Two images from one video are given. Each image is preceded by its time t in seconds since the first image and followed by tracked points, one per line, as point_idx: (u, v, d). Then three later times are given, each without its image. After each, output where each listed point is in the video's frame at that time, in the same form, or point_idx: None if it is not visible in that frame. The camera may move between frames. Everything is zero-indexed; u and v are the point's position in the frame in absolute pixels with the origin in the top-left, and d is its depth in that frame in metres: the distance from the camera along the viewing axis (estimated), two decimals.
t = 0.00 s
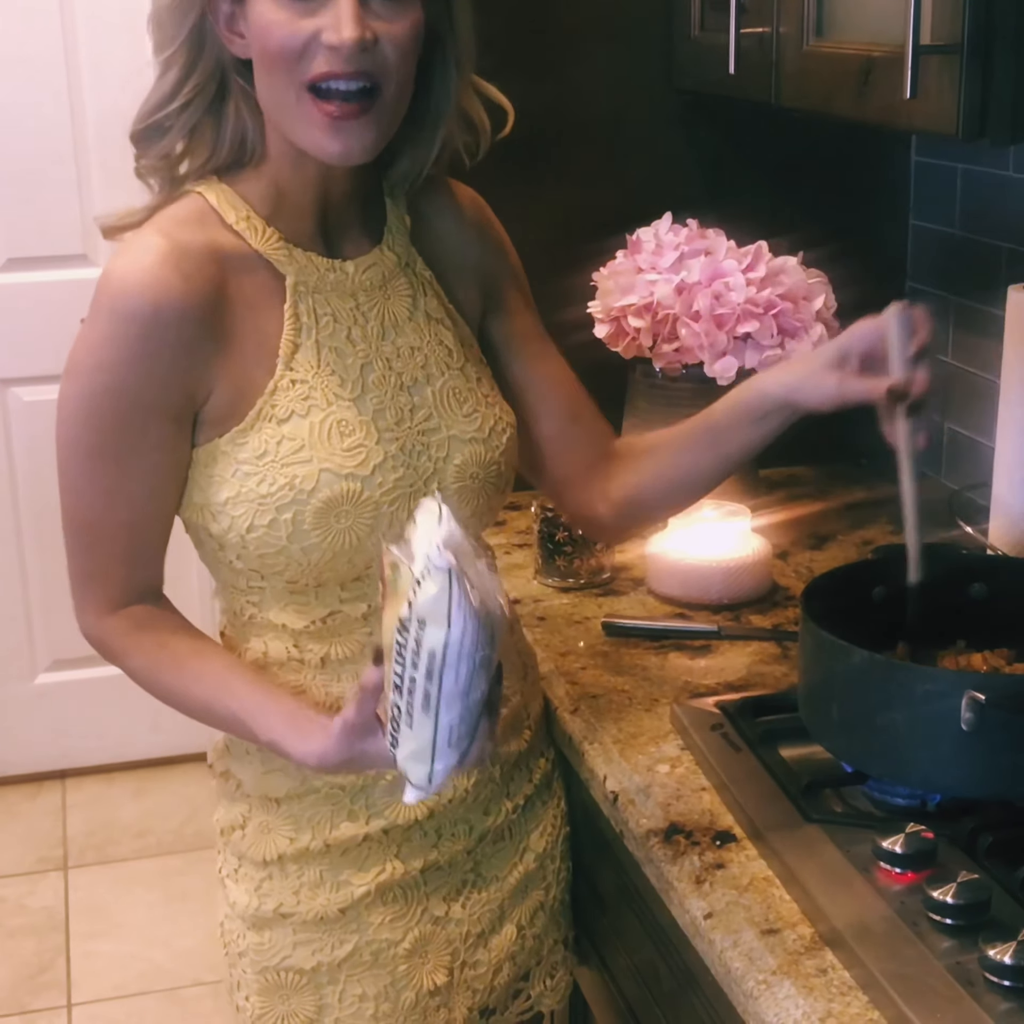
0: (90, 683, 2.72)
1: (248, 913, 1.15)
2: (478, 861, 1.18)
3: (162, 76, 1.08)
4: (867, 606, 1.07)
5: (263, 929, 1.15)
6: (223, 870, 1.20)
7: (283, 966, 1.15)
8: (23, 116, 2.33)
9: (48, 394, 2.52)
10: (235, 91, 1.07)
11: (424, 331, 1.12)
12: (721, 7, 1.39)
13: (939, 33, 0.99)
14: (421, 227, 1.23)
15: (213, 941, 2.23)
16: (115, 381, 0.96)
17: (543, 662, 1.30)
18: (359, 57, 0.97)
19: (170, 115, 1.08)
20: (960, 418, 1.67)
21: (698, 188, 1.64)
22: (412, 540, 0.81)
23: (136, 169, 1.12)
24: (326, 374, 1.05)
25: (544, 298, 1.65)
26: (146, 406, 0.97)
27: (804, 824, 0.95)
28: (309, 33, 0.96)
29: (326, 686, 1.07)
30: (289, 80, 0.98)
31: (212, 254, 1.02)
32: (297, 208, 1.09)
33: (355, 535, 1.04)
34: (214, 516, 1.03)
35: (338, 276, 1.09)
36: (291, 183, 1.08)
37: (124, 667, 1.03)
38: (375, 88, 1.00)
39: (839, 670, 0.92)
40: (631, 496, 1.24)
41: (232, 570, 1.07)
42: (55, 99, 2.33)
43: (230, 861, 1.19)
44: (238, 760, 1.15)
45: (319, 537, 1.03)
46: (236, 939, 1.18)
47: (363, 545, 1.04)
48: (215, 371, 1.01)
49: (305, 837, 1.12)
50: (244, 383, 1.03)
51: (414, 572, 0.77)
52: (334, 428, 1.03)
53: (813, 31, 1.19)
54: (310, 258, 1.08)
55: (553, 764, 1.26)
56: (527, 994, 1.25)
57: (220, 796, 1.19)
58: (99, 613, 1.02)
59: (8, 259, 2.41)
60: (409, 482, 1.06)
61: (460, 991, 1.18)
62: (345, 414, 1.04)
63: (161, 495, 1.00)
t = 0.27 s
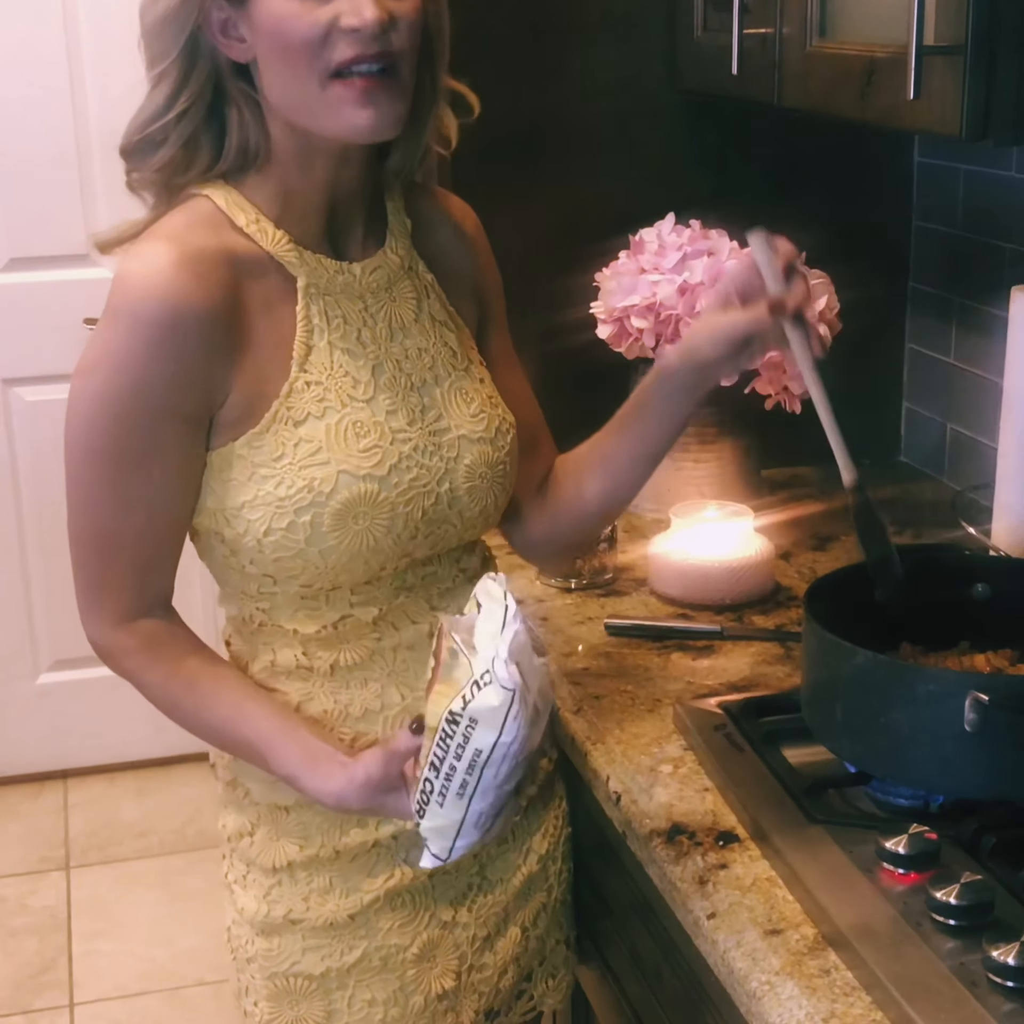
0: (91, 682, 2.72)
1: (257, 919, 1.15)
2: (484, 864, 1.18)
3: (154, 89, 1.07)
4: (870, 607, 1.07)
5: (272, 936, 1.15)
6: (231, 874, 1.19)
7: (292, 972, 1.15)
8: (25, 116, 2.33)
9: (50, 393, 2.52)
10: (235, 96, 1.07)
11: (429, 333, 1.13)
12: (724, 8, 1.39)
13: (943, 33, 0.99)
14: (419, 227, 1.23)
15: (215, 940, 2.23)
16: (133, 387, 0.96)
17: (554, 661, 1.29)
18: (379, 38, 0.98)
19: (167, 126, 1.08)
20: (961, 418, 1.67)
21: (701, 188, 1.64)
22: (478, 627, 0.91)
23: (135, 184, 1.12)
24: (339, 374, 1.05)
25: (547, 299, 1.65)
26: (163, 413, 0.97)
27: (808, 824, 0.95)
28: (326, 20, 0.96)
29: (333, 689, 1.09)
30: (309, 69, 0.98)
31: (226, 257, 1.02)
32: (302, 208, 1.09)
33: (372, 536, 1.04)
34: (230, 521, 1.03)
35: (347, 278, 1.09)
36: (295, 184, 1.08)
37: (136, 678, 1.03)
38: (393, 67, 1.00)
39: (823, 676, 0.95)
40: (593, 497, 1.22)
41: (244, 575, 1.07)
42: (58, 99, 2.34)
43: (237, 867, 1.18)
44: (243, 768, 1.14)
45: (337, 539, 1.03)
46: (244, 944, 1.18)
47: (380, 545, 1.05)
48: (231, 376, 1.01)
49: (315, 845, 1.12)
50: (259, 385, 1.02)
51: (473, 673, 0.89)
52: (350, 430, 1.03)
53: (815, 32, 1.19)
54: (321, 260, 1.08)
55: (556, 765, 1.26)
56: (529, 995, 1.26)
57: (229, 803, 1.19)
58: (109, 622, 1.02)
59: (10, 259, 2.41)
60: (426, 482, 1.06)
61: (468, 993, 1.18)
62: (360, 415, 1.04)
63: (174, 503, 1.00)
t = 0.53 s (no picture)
0: (90, 682, 2.71)
1: (258, 922, 1.14)
2: (486, 863, 1.18)
3: (141, 81, 1.07)
4: (869, 607, 1.07)
5: (274, 937, 1.15)
6: (231, 877, 1.19)
7: (296, 974, 1.14)
8: (24, 115, 2.33)
9: (49, 392, 2.52)
10: (220, 88, 1.07)
11: (420, 326, 1.12)
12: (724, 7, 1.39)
13: (943, 32, 0.99)
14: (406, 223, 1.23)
15: (213, 940, 2.23)
16: (126, 389, 0.95)
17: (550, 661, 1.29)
18: (373, 49, 0.98)
19: (154, 118, 1.08)
20: (961, 418, 1.67)
21: (701, 188, 1.64)
22: (492, 607, 0.87)
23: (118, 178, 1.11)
24: (329, 368, 1.05)
25: (546, 298, 1.64)
26: (157, 412, 0.97)
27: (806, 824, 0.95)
28: (321, 29, 0.96)
29: (334, 689, 1.09)
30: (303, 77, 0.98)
31: (208, 256, 1.02)
32: (297, 206, 1.09)
33: (368, 530, 1.04)
34: (225, 520, 1.03)
35: (334, 274, 1.09)
36: (291, 183, 1.08)
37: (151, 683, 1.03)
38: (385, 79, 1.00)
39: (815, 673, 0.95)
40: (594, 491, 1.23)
41: (243, 574, 1.07)
42: (58, 98, 2.33)
43: (238, 869, 1.18)
44: (245, 769, 1.14)
45: (333, 533, 1.03)
46: (246, 947, 1.17)
47: (376, 539, 1.05)
48: (223, 373, 1.01)
49: (317, 845, 1.12)
50: (250, 381, 1.02)
51: (484, 655, 0.83)
52: (343, 424, 1.03)
53: (815, 31, 1.19)
54: (306, 256, 1.08)
55: (556, 765, 1.26)
56: (531, 995, 1.26)
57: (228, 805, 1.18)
58: (126, 629, 1.02)
59: (10, 258, 2.41)
60: (421, 475, 1.06)
61: (471, 994, 1.18)
62: (352, 409, 1.04)
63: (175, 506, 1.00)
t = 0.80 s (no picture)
0: (88, 682, 2.71)
1: (255, 923, 1.14)
2: (483, 863, 1.18)
3: (141, 85, 1.07)
4: (868, 607, 1.06)
5: (271, 938, 1.14)
6: (228, 880, 1.19)
7: (292, 975, 1.14)
8: (23, 115, 2.33)
9: (47, 392, 2.51)
10: (218, 92, 1.07)
11: (415, 324, 1.12)
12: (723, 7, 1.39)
13: (942, 33, 0.99)
14: (401, 222, 1.23)
15: (212, 940, 2.22)
16: (120, 383, 0.95)
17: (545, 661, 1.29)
18: (373, 77, 0.97)
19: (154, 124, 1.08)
20: (960, 418, 1.67)
21: (700, 188, 1.64)
22: (543, 605, 0.80)
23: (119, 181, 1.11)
24: (325, 365, 1.05)
25: (545, 298, 1.64)
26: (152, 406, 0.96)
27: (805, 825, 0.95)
28: (321, 57, 0.96)
29: (332, 687, 1.08)
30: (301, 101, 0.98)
31: (200, 253, 1.02)
32: (296, 206, 1.09)
33: (363, 526, 1.04)
34: (220, 517, 1.02)
35: (328, 272, 1.09)
36: (290, 182, 1.08)
37: (157, 687, 1.01)
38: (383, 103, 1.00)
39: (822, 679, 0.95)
40: (592, 498, 1.23)
41: (239, 572, 1.07)
42: (56, 98, 2.33)
43: (235, 871, 1.18)
44: (240, 771, 1.14)
45: (328, 530, 1.02)
46: (243, 947, 1.17)
47: (371, 535, 1.04)
48: (217, 367, 1.00)
49: (313, 846, 1.11)
50: (243, 377, 1.02)
51: (525, 661, 0.78)
52: (337, 420, 1.03)
53: (814, 32, 1.18)
54: (299, 253, 1.08)
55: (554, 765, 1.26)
56: (528, 996, 1.26)
57: (224, 808, 1.17)
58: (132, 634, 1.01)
59: (7, 257, 2.40)
60: (416, 472, 1.06)
61: (468, 995, 1.18)
62: (346, 405, 1.04)
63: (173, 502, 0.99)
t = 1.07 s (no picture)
0: (87, 682, 2.71)
1: (249, 919, 1.14)
2: (479, 863, 1.18)
3: (143, 87, 1.07)
4: (868, 607, 1.06)
5: (265, 935, 1.14)
6: (224, 875, 1.19)
7: (285, 972, 1.14)
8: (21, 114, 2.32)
9: (45, 391, 2.51)
10: (223, 93, 1.06)
11: (418, 325, 1.12)
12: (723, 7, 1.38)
13: (942, 32, 0.98)
14: (409, 221, 1.23)
15: (210, 940, 2.22)
16: (126, 381, 0.94)
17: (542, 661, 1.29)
18: (379, 70, 0.97)
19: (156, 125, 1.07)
20: (959, 419, 1.67)
21: (699, 187, 1.64)
22: (576, 563, 0.78)
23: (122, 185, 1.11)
24: (328, 367, 1.05)
25: (543, 298, 1.64)
26: (161, 402, 0.96)
27: (804, 826, 0.95)
28: (327, 50, 0.96)
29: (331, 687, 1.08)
30: (306, 96, 0.97)
31: (204, 253, 1.01)
32: (292, 206, 1.09)
33: (364, 529, 1.03)
34: (222, 519, 1.02)
35: (332, 274, 1.09)
36: (287, 182, 1.08)
37: (181, 682, 1.01)
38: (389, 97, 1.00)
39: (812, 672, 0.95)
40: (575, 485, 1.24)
41: (239, 572, 1.07)
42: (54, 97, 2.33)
43: (230, 867, 1.18)
44: (236, 763, 1.14)
45: (329, 532, 1.02)
46: (236, 945, 1.17)
47: (372, 538, 1.04)
48: (222, 362, 1.00)
49: (306, 844, 1.11)
50: (248, 376, 1.02)
51: (559, 623, 0.76)
52: (339, 423, 1.03)
53: (814, 31, 1.18)
54: (305, 253, 1.08)
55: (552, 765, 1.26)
56: (524, 997, 1.26)
57: (220, 802, 1.18)
58: (150, 632, 1.00)
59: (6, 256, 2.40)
60: (418, 474, 1.06)
61: (462, 994, 1.18)
62: (349, 407, 1.04)
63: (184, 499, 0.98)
